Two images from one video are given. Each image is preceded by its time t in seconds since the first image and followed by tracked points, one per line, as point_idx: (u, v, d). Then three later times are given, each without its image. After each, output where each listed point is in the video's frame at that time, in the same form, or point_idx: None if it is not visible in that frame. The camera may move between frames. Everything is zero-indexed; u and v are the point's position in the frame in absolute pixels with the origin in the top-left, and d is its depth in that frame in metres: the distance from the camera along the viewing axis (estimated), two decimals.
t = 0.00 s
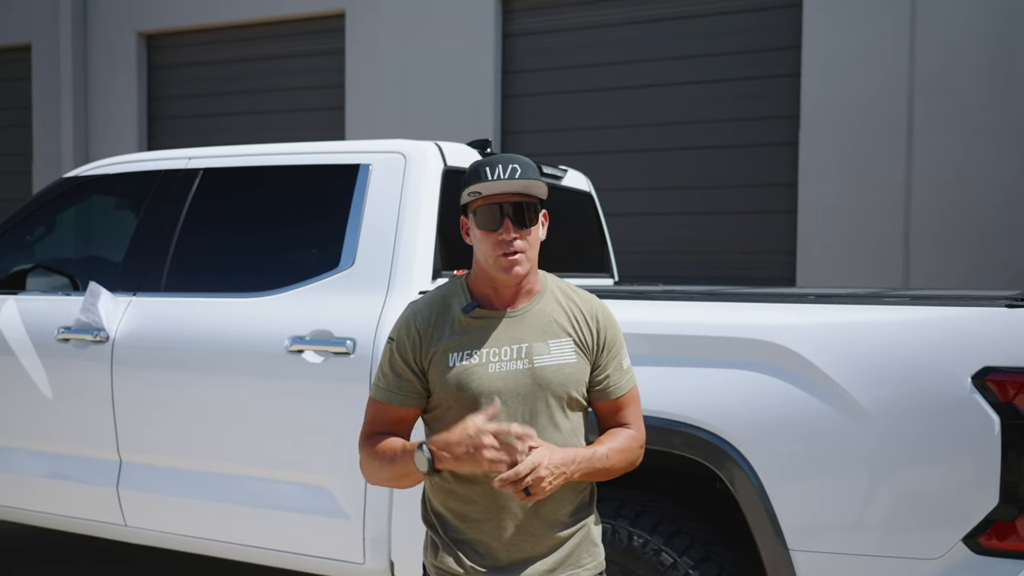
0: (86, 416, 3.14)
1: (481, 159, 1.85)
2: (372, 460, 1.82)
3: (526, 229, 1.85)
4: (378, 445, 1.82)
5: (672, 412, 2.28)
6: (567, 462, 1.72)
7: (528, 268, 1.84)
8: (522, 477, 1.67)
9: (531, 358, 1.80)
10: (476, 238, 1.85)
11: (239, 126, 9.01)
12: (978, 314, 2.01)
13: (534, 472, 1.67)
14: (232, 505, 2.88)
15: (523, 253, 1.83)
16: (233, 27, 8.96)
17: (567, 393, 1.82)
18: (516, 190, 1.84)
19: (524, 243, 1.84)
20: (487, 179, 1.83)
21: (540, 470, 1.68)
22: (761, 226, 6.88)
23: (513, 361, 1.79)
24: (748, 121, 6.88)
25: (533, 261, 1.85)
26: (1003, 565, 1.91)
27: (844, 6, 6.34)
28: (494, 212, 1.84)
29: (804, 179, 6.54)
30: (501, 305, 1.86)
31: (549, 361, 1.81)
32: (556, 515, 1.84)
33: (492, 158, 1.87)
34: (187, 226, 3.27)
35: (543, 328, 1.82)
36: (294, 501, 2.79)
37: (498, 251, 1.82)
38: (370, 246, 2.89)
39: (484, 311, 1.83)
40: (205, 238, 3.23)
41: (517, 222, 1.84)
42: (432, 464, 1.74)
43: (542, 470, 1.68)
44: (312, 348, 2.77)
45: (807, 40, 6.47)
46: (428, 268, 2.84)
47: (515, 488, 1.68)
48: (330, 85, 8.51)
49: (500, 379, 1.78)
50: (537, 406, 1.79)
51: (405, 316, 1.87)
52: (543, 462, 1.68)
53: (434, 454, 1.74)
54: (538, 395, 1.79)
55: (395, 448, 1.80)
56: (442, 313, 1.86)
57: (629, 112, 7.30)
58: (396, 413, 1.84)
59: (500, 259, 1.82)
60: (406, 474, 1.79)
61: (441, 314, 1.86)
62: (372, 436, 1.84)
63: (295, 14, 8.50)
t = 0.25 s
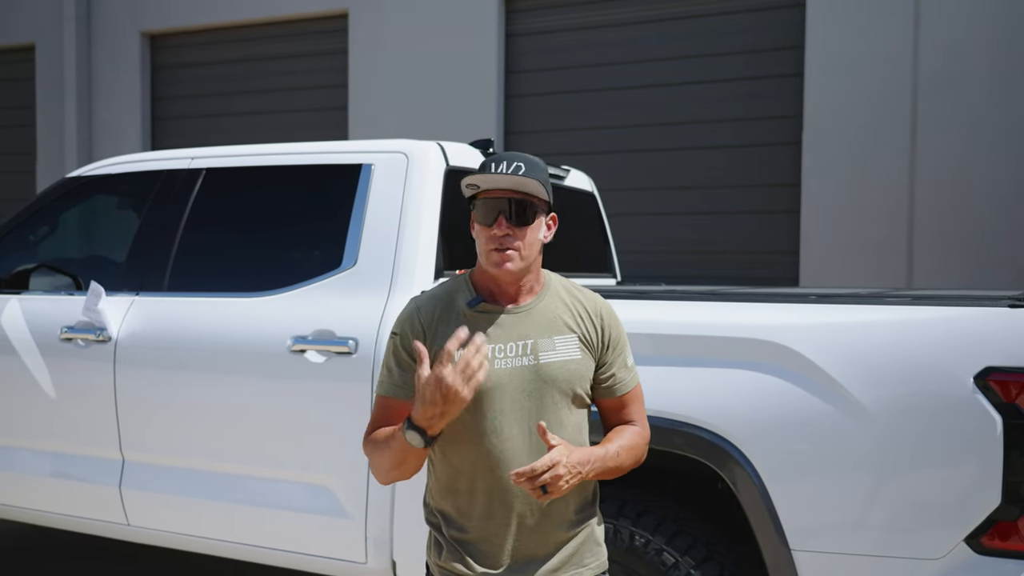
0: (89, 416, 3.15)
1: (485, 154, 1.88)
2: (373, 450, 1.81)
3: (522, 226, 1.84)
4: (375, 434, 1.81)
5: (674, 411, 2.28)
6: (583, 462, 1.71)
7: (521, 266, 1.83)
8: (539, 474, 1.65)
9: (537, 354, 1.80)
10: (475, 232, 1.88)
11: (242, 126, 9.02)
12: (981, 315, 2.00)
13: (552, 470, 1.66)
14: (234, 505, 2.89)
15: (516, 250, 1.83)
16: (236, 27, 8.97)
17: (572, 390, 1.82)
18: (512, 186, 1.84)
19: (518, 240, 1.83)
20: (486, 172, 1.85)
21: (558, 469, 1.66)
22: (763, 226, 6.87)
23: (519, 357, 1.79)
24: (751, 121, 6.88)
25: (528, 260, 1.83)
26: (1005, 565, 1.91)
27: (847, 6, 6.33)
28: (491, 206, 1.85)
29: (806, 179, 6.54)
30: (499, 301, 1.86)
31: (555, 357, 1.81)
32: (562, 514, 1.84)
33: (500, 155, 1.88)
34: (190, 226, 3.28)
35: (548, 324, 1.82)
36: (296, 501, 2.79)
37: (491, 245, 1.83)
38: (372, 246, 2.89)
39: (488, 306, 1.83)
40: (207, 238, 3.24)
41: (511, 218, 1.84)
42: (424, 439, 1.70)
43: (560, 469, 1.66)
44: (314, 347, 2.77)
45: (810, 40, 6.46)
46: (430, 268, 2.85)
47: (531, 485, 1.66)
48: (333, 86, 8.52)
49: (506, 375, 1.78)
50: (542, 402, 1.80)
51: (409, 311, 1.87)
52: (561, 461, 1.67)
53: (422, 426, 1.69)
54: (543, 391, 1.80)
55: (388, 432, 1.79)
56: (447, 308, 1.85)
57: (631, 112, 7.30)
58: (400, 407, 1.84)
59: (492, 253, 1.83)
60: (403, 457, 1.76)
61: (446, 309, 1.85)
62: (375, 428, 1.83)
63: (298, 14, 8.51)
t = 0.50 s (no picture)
0: (90, 416, 3.15)
1: (492, 155, 1.86)
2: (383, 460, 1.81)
3: (536, 222, 1.86)
4: (389, 444, 1.81)
5: (676, 411, 2.28)
6: (583, 463, 1.71)
7: (540, 261, 1.85)
8: (538, 474, 1.66)
9: (541, 357, 1.80)
10: (485, 234, 1.86)
11: (243, 126, 9.03)
12: (981, 314, 2.00)
13: (551, 470, 1.66)
14: (235, 504, 2.89)
15: (534, 246, 1.84)
16: (237, 27, 8.97)
17: (576, 392, 1.82)
18: (528, 182, 1.85)
19: (535, 236, 1.85)
20: (500, 171, 1.83)
21: (557, 469, 1.66)
22: (763, 226, 6.87)
23: (523, 359, 1.79)
24: (752, 120, 6.87)
25: (545, 255, 1.86)
26: (1004, 565, 1.91)
27: (847, 6, 6.33)
28: (505, 205, 1.85)
29: (807, 179, 6.53)
30: (511, 303, 1.86)
31: (560, 359, 1.81)
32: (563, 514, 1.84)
33: (501, 154, 1.88)
34: (191, 226, 3.28)
35: (552, 327, 1.82)
36: (297, 500, 2.80)
37: (509, 244, 1.83)
38: (372, 246, 2.89)
39: (494, 308, 1.83)
40: (208, 237, 3.24)
41: (527, 214, 1.85)
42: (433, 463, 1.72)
43: (558, 470, 1.67)
44: (315, 347, 2.77)
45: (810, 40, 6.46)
46: (431, 267, 2.85)
47: (530, 486, 1.67)
48: (334, 86, 8.52)
49: (510, 378, 1.78)
50: (547, 406, 1.80)
51: (414, 314, 1.87)
52: (560, 461, 1.67)
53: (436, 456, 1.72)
54: (548, 394, 1.79)
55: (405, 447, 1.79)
56: (451, 311, 1.86)
57: (632, 112, 7.30)
58: (405, 411, 1.84)
59: (511, 252, 1.83)
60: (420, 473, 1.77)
61: (451, 312, 1.86)
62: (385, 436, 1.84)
63: (299, 15, 8.51)
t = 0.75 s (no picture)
0: (90, 415, 3.16)
1: (488, 157, 1.86)
2: (393, 465, 1.82)
3: (534, 224, 1.85)
4: (400, 450, 1.82)
5: (677, 411, 2.28)
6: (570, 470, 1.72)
7: (538, 264, 1.84)
8: (523, 490, 1.68)
9: (539, 358, 1.80)
10: (483, 236, 1.86)
11: (244, 126, 9.04)
12: (981, 314, 2.00)
13: (537, 486, 1.68)
14: (235, 504, 2.89)
15: (531, 249, 1.84)
16: (238, 27, 8.97)
17: (575, 393, 1.81)
18: (523, 185, 1.84)
19: (533, 238, 1.84)
20: (495, 174, 1.83)
21: (545, 484, 1.68)
22: (763, 226, 6.87)
23: (521, 360, 1.79)
24: (752, 120, 6.87)
25: (542, 257, 1.85)
26: (1003, 565, 1.91)
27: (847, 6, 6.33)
28: (501, 208, 1.84)
29: (807, 179, 6.53)
30: (511, 304, 1.86)
31: (558, 360, 1.80)
32: (564, 515, 1.84)
33: (499, 155, 1.87)
34: (191, 225, 3.28)
35: (551, 328, 1.82)
36: (297, 500, 2.80)
37: (506, 248, 1.83)
38: (372, 246, 2.89)
39: (493, 308, 1.83)
40: (208, 237, 3.25)
41: (524, 218, 1.85)
42: (466, 473, 1.72)
43: (546, 485, 1.68)
44: (315, 346, 2.77)
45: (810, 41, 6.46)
46: (431, 267, 2.85)
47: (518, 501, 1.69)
48: (334, 86, 8.53)
49: (507, 379, 1.79)
50: (545, 407, 1.80)
51: (414, 313, 1.88)
52: (547, 478, 1.68)
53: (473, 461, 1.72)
54: (546, 396, 1.80)
55: (420, 454, 1.80)
56: (451, 311, 1.86)
57: (632, 112, 7.30)
58: (406, 411, 1.85)
59: (509, 256, 1.82)
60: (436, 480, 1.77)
61: (450, 312, 1.86)
62: (393, 441, 1.84)
63: (299, 15, 8.52)
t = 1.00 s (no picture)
0: (90, 415, 3.16)
1: (487, 157, 1.86)
2: (394, 466, 1.83)
3: (534, 224, 1.85)
4: (401, 450, 1.82)
5: (677, 411, 2.28)
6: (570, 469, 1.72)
7: (539, 264, 1.84)
8: (522, 487, 1.67)
9: (539, 358, 1.80)
10: (484, 237, 1.86)
11: (244, 126, 9.04)
12: (980, 314, 2.01)
13: (536, 483, 1.67)
14: (234, 504, 2.89)
15: (532, 249, 1.83)
16: (238, 27, 8.98)
17: (575, 394, 1.82)
18: (523, 185, 1.84)
19: (533, 239, 1.84)
20: (495, 175, 1.83)
21: (544, 480, 1.68)
22: (763, 225, 6.87)
23: (521, 360, 1.79)
24: (752, 120, 6.87)
25: (543, 257, 1.85)
26: (1003, 565, 1.90)
27: (846, 6, 6.33)
28: (501, 209, 1.84)
29: (807, 179, 6.53)
30: (512, 305, 1.86)
31: (558, 361, 1.81)
32: (565, 515, 1.84)
33: (499, 156, 1.87)
34: (191, 225, 3.29)
35: (552, 328, 1.82)
36: (297, 500, 2.80)
37: (506, 248, 1.82)
38: (371, 246, 2.89)
39: (494, 309, 1.83)
40: (208, 237, 3.25)
41: (524, 218, 1.84)
42: (463, 472, 1.73)
43: (544, 482, 1.68)
44: (315, 346, 2.77)
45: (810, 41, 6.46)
46: (430, 267, 2.85)
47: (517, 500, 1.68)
48: (334, 86, 8.53)
49: (508, 379, 1.79)
50: (546, 408, 1.80)
51: (416, 313, 1.88)
52: (545, 474, 1.68)
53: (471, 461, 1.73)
54: (547, 396, 1.80)
55: (420, 454, 1.80)
56: (451, 311, 1.86)
57: (632, 112, 7.30)
58: (408, 411, 1.85)
59: (509, 256, 1.82)
60: (436, 481, 1.78)
61: (451, 312, 1.86)
62: (393, 441, 1.85)
63: (299, 15, 8.52)
